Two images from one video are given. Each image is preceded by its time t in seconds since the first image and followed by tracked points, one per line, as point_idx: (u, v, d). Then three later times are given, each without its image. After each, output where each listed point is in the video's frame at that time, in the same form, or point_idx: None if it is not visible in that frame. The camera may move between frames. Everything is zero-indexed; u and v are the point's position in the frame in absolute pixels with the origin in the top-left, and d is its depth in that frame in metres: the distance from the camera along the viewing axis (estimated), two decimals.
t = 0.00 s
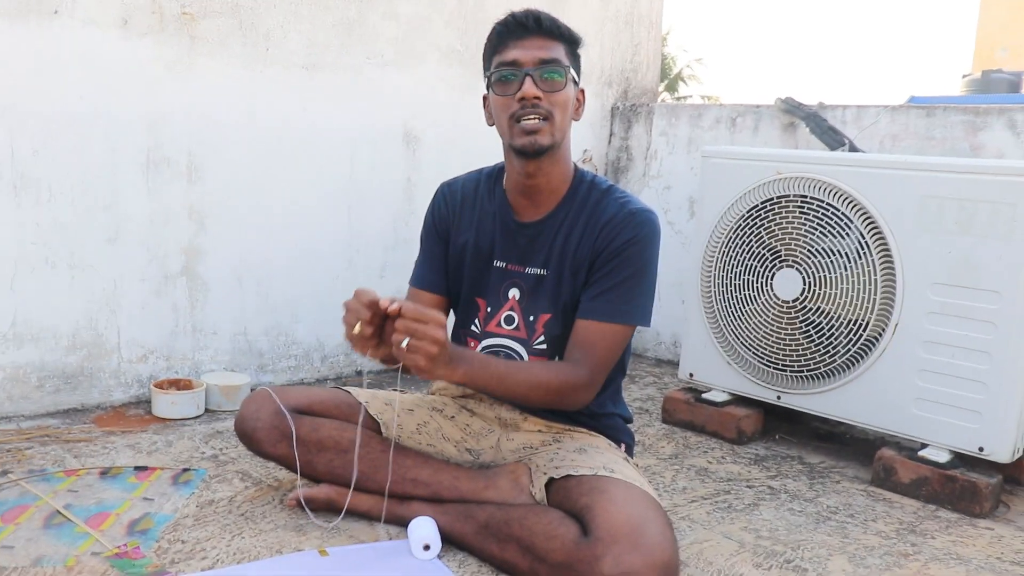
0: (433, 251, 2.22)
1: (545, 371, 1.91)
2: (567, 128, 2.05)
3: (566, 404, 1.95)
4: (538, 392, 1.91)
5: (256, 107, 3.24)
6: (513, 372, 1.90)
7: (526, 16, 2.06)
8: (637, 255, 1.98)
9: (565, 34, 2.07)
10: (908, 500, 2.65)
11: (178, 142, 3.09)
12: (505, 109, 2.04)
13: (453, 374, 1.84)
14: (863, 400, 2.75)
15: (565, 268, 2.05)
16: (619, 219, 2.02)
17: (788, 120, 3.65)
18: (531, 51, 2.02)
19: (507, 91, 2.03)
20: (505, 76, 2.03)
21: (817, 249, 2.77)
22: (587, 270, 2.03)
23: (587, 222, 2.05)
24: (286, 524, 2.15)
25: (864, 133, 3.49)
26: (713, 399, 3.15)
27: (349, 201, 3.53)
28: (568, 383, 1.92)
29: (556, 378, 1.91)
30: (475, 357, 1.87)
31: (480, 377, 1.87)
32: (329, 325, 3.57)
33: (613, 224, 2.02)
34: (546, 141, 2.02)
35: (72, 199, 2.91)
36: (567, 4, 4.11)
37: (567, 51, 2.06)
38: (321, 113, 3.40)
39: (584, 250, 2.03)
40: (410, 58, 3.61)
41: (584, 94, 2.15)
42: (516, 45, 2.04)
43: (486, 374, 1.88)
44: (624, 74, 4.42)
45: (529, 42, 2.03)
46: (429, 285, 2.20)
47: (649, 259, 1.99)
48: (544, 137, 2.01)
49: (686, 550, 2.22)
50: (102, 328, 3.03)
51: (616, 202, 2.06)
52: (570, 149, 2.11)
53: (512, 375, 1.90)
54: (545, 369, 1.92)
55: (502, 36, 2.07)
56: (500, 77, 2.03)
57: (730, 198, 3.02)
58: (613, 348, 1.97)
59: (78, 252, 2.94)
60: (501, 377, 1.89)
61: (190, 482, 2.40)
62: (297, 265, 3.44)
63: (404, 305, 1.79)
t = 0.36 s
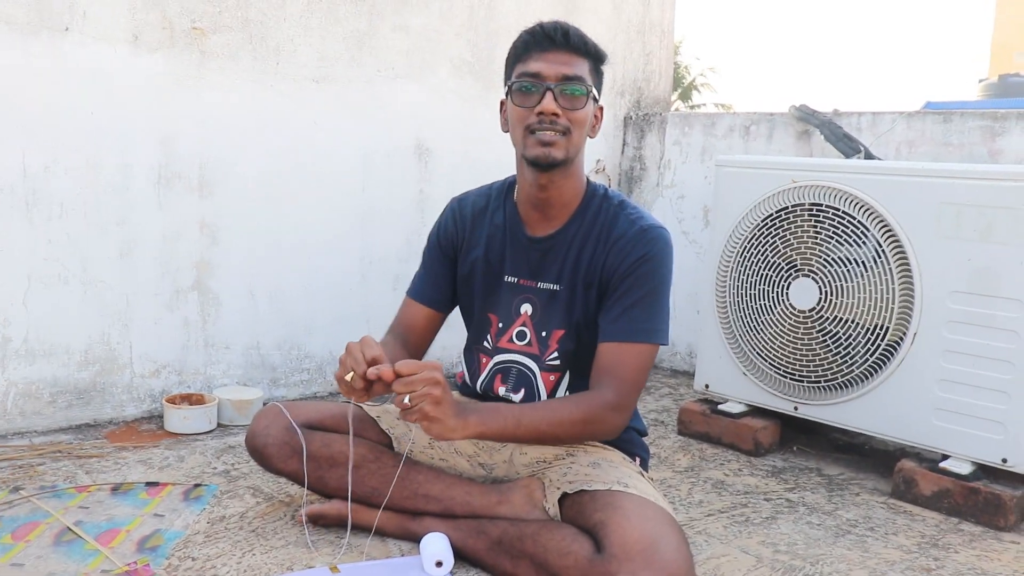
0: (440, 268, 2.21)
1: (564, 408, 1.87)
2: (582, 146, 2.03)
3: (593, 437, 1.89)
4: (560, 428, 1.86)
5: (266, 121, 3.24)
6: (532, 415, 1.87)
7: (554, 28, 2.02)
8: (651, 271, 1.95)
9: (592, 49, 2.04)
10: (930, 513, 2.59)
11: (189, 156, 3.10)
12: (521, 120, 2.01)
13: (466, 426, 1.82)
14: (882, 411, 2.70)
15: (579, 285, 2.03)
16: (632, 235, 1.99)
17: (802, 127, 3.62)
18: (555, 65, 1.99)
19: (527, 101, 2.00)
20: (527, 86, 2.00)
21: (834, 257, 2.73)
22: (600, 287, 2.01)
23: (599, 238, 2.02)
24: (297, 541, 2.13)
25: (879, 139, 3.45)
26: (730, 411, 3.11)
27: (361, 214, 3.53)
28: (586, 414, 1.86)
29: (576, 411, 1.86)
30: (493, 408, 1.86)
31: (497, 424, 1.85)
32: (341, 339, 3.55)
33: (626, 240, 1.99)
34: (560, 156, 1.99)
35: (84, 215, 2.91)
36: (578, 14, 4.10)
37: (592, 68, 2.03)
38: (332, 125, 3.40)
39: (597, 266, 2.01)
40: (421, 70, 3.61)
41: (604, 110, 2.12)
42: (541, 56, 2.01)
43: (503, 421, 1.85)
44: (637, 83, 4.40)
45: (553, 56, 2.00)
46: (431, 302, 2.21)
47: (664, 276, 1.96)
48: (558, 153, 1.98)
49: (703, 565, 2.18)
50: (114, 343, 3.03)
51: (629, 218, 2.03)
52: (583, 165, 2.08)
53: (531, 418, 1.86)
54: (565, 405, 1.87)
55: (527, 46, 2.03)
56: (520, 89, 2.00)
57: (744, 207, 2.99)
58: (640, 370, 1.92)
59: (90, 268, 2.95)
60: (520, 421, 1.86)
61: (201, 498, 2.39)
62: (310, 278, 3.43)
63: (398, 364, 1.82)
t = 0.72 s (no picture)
0: (441, 270, 2.24)
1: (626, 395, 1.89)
2: (562, 174, 1.92)
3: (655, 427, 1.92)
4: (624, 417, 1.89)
5: (269, 127, 3.25)
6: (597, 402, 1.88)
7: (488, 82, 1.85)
8: (667, 273, 1.94)
9: (536, 80, 1.84)
10: (936, 512, 2.58)
11: (191, 163, 3.11)
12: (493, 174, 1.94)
13: (543, 409, 1.81)
14: (888, 409, 2.68)
15: (589, 286, 2.01)
16: (643, 235, 1.98)
17: (805, 126, 3.61)
18: (501, 126, 1.84)
19: (490, 158, 1.91)
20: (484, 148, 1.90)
21: (838, 256, 2.72)
22: (613, 289, 1.99)
23: (609, 238, 2.00)
24: (300, 545, 2.13)
25: (883, 138, 3.44)
26: (734, 411, 3.10)
27: (363, 218, 3.53)
28: (649, 403, 1.89)
29: (639, 402, 1.88)
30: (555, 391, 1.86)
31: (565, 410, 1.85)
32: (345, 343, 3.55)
33: (638, 241, 1.97)
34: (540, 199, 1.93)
35: (85, 222, 2.93)
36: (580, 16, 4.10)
37: (541, 101, 1.85)
38: (335, 131, 3.41)
39: (609, 268, 1.99)
40: (422, 74, 3.61)
41: (585, 109, 1.93)
42: (488, 113, 1.87)
43: (573, 409, 1.85)
44: (639, 85, 4.39)
45: (497, 116, 1.85)
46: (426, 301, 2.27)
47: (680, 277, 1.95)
48: (536, 196, 1.92)
49: (708, 566, 2.17)
50: (117, 350, 3.04)
51: (638, 217, 2.01)
52: (578, 174, 2.00)
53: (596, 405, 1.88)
54: (629, 394, 1.90)
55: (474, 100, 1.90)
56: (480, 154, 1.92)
57: (748, 206, 2.98)
58: (685, 367, 1.94)
59: (92, 275, 2.96)
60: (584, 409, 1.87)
61: (204, 504, 2.39)
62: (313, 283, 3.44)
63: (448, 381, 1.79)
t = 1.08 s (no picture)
0: (447, 275, 2.25)
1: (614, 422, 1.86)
2: (537, 180, 1.88)
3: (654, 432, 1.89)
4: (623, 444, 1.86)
5: (275, 123, 3.25)
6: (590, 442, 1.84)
7: (440, 107, 1.83)
8: (654, 271, 1.89)
9: (488, 92, 1.81)
10: (939, 522, 2.57)
11: (196, 157, 3.10)
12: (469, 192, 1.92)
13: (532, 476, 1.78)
14: (891, 418, 2.67)
15: (577, 287, 1.99)
16: (628, 232, 1.93)
17: (812, 132, 3.60)
18: (464, 146, 1.82)
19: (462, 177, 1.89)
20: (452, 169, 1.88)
21: (844, 263, 2.72)
22: (601, 289, 1.96)
23: (598, 237, 1.97)
24: (301, 543, 2.13)
25: (890, 145, 3.43)
26: (736, 416, 3.10)
27: (368, 216, 3.53)
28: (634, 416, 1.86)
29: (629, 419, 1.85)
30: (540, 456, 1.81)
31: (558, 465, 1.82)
32: (348, 341, 3.55)
33: (624, 240, 1.93)
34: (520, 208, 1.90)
35: (91, 215, 2.92)
36: (588, 18, 4.09)
37: (496, 113, 1.82)
38: (341, 127, 3.40)
39: (596, 268, 1.96)
40: (429, 73, 3.61)
41: (549, 111, 1.89)
42: (449, 135, 1.85)
43: (564, 452, 1.82)
44: (646, 88, 4.39)
45: (457, 137, 1.83)
46: (437, 307, 2.29)
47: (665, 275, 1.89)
48: (517, 206, 1.89)
49: (709, 571, 2.16)
50: (121, 343, 3.04)
51: (623, 213, 1.97)
52: (557, 174, 1.97)
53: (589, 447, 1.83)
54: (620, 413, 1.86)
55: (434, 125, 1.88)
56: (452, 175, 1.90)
57: (753, 211, 2.97)
58: (678, 367, 1.89)
59: (98, 268, 2.96)
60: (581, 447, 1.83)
61: (205, 499, 2.39)
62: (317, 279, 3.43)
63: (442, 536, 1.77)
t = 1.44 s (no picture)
0: (441, 275, 2.25)
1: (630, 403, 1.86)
2: (530, 171, 1.89)
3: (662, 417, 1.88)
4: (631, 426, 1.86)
5: (276, 114, 3.24)
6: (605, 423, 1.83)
7: (437, 90, 1.82)
8: (645, 258, 1.89)
9: (485, 75, 1.82)
10: (935, 522, 2.57)
11: (197, 147, 3.10)
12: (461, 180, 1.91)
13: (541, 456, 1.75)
14: (889, 418, 2.67)
15: (570, 279, 1.99)
16: (618, 221, 1.94)
17: (815, 130, 3.59)
18: (460, 131, 1.81)
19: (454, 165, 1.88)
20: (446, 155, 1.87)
21: (846, 262, 2.71)
22: (593, 279, 1.96)
23: (587, 228, 1.98)
24: (297, 535, 2.13)
25: (892, 144, 3.42)
26: (736, 414, 3.09)
27: (368, 208, 3.52)
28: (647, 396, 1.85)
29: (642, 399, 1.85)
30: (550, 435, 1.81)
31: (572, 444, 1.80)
32: (347, 334, 3.55)
33: (614, 229, 1.93)
34: (512, 198, 1.89)
35: (90, 204, 2.92)
36: (592, 12, 4.07)
37: (492, 98, 1.82)
38: (342, 119, 3.39)
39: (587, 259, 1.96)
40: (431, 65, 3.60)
41: (542, 101, 1.91)
42: (443, 120, 1.84)
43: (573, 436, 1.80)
44: (649, 83, 4.37)
45: (453, 121, 1.82)
46: (433, 308, 2.29)
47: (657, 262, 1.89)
48: (510, 195, 1.89)
49: (704, 569, 2.16)
50: (119, 333, 3.03)
51: (613, 202, 1.97)
52: (547, 167, 1.97)
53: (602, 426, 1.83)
54: (633, 394, 1.86)
55: (428, 110, 1.87)
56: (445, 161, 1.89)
57: (754, 209, 2.97)
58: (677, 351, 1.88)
59: (97, 257, 2.95)
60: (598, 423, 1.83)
61: (202, 490, 2.39)
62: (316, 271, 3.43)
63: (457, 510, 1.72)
